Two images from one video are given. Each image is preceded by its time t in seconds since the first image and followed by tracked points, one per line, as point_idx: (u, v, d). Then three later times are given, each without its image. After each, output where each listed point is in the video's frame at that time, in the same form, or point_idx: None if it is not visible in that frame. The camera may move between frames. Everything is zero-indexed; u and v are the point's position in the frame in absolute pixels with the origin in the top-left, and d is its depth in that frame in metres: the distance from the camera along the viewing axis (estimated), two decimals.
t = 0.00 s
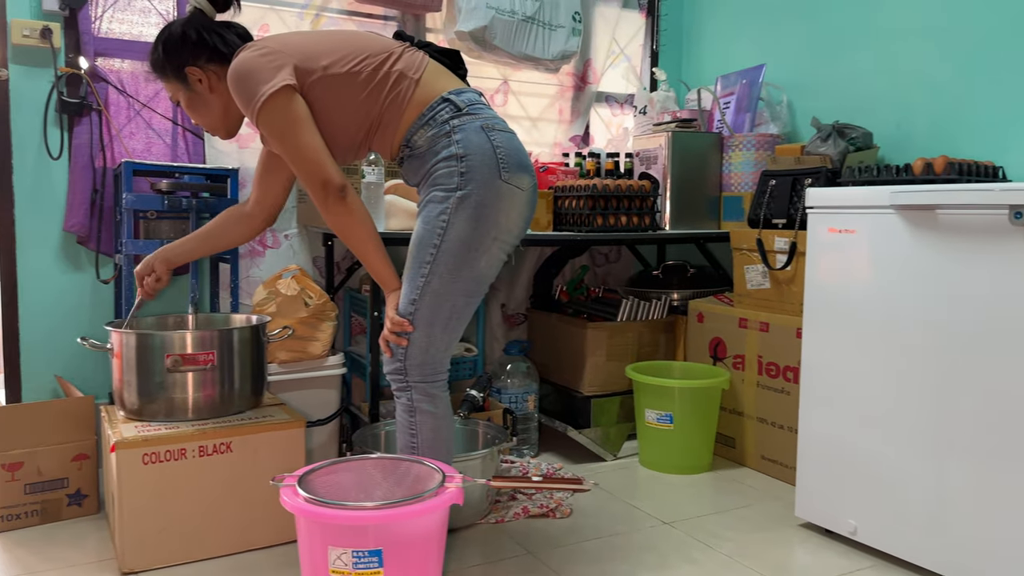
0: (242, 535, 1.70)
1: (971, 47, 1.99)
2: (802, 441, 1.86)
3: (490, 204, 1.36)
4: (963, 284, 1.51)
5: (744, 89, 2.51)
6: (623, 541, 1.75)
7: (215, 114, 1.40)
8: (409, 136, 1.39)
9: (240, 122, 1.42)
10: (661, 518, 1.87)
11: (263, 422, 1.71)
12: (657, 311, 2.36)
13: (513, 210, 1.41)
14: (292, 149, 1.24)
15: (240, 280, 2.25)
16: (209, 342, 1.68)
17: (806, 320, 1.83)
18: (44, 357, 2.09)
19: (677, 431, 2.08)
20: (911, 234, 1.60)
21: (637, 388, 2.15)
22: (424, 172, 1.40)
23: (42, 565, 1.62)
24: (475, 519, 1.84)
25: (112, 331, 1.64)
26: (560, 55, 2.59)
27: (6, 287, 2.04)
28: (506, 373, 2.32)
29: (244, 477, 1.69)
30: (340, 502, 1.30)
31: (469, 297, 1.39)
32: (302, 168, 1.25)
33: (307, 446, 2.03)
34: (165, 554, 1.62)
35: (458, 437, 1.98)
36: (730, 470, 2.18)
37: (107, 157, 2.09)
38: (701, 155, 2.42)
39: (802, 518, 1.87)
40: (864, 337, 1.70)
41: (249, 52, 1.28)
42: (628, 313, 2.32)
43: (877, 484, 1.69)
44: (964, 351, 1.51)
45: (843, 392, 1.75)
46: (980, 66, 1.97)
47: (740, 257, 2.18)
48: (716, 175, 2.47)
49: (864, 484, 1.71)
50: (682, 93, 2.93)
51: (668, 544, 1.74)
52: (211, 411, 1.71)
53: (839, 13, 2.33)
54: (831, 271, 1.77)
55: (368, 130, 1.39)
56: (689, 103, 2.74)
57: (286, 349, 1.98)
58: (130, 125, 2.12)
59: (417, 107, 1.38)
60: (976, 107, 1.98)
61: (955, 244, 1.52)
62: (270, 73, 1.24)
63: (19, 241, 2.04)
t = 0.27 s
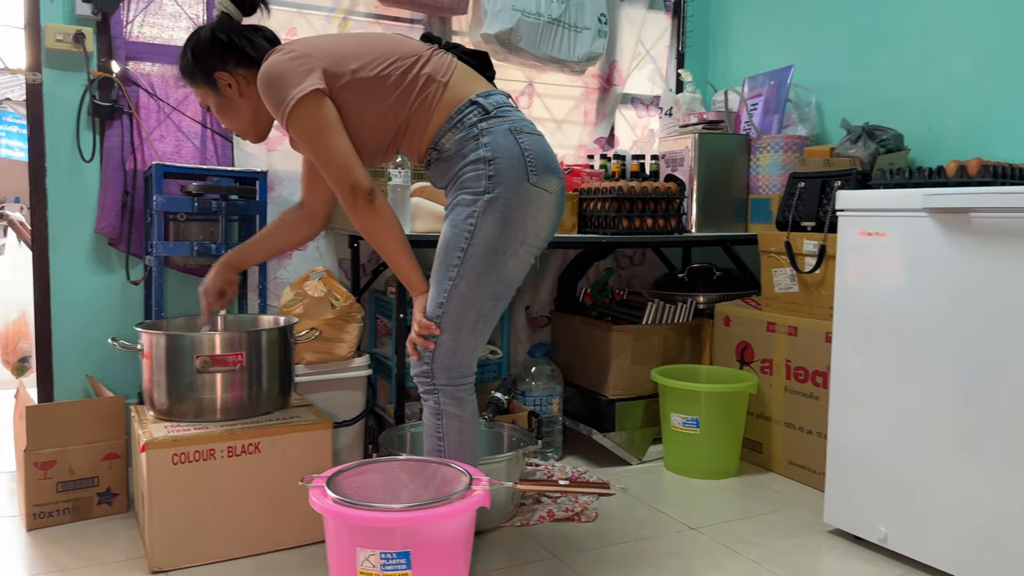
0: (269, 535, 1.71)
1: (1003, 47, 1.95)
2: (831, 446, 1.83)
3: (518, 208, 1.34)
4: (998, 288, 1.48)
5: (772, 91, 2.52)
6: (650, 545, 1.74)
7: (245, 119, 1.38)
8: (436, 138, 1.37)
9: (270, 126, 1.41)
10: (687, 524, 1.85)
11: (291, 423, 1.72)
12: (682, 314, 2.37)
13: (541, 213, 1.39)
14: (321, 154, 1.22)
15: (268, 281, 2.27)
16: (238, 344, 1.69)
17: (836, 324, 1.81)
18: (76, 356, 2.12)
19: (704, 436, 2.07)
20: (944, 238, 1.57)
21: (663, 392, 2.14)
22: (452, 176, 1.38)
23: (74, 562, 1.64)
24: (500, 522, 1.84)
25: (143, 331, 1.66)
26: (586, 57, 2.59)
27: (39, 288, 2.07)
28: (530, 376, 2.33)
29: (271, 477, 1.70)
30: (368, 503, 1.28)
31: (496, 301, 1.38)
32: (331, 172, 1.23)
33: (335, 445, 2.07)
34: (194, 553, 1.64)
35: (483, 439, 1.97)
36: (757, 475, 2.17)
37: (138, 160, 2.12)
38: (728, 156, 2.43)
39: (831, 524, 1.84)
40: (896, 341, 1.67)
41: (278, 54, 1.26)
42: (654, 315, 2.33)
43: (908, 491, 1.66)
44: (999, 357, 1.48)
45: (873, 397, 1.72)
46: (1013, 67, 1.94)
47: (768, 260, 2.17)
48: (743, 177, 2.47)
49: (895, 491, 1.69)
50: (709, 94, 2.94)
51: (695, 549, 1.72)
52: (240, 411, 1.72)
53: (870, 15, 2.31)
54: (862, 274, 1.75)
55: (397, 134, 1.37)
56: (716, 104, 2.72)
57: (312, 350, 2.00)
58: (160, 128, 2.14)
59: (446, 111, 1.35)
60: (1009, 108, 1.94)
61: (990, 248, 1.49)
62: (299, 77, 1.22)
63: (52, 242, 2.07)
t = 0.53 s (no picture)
0: (294, 536, 1.71)
1: None
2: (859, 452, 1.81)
3: (544, 212, 1.28)
4: None
5: (798, 93, 2.50)
6: (675, 551, 1.73)
7: (276, 125, 1.39)
8: (462, 141, 1.32)
9: (301, 132, 1.41)
10: (713, 530, 1.84)
11: (316, 424, 1.73)
12: (707, 318, 2.37)
13: (567, 218, 1.33)
14: (348, 159, 1.17)
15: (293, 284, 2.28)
16: (265, 346, 1.71)
17: (865, 329, 1.78)
18: (104, 357, 2.15)
19: (728, 440, 2.06)
20: (976, 242, 1.54)
21: (688, 397, 2.13)
22: (477, 179, 1.32)
23: (102, 561, 1.66)
24: (524, 525, 1.83)
25: (171, 333, 1.67)
26: (610, 59, 2.58)
27: (69, 289, 2.10)
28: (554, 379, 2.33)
29: (297, 478, 1.70)
30: (395, 504, 1.23)
31: (521, 306, 1.32)
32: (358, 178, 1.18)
33: (360, 447, 2.07)
34: (220, 554, 1.65)
35: (507, 443, 1.97)
36: (783, 481, 2.15)
37: (166, 163, 2.14)
38: (754, 158, 2.43)
39: (859, 531, 1.81)
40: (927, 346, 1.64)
41: (304, 58, 1.22)
42: (678, 319, 2.33)
43: (939, 499, 1.63)
44: None
45: (902, 403, 1.69)
46: None
47: (795, 264, 2.16)
48: (769, 180, 2.47)
49: (925, 498, 1.66)
50: (734, 96, 2.94)
51: (722, 556, 1.70)
52: (267, 413, 1.73)
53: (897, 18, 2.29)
54: (890, 278, 1.72)
55: (423, 138, 1.32)
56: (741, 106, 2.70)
57: (338, 353, 2.00)
58: (187, 131, 2.16)
59: (472, 115, 1.30)
60: None
61: None
62: (326, 80, 1.17)
63: (81, 244, 2.10)
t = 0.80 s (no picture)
0: (317, 540, 1.72)
1: None
2: (884, 459, 1.78)
3: (567, 218, 1.27)
4: None
5: (822, 96, 2.48)
6: (697, 558, 1.71)
7: (304, 131, 1.40)
8: (486, 146, 1.32)
9: (328, 137, 1.42)
10: (735, 537, 1.82)
11: (339, 428, 1.74)
12: (728, 323, 2.32)
13: (591, 224, 1.32)
14: (374, 164, 1.18)
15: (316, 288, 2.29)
16: (289, 349, 1.71)
17: (891, 334, 1.76)
18: (129, 359, 2.17)
19: (751, 445, 2.05)
20: (1005, 247, 1.52)
21: (709, 402, 2.12)
22: (501, 184, 1.32)
23: (128, 562, 1.68)
24: (546, 530, 1.83)
25: (197, 336, 1.68)
26: (631, 62, 2.58)
27: (95, 292, 2.13)
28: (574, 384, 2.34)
29: (320, 482, 1.71)
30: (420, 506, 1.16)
31: (544, 311, 1.31)
32: (382, 183, 1.18)
33: (383, 451, 2.07)
34: (244, 556, 1.66)
35: (528, 446, 1.97)
36: (806, 487, 2.13)
37: (190, 167, 2.16)
38: (777, 161, 2.44)
39: (884, 539, 1.79)
40: (954, 353, 1.61)
41: (331, 64, 1.23)
42: (699, 324, 2.30)
43: (967, 507, 1.60)
44: None
45: (929, 410, 1.67)
46: None
47: (818, 268, 2.14)
48: (793, 184, 2.48)
49: (952, 506, 1.63)
50: (756, 100, 2.93)
51: (744, 562, 1.69)
52: (290, 416, 1.74)
53: (924, 21, 2.26)
54: (917, 283, 1.70)
55: (448, 143, 1.32)
56: (763, 109, 2.69)
57: (359, 356, 2.03)
58: (211, 136, 2.18)
59: (496, 120, 1.30)
60: None
61: None
62: (353, 86, 1.18)
63: (107, 248, 2.13)
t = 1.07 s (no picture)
0: (334, 542, 1.73)
1: None
2: (905, 465, 1.75)
3: (587, 221, 1.27)
4: None
5: (840, 99, 2.48)
6: (714, 563, 1.70)
7: (325, 138, 1.40)
8: (506, 150, 1.32)
9: (350, 141, 1.41)
10: (754, 542, 1.81)
11: (357, 431, 1.74)
12: (747, 327, 2.35)
13: (611, 228, 1.31)
14: (395, 168, 1.18)
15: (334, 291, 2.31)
16: (308, 352, 1.72)
17: (913, 339, 1.72)
18: (148, 362, 2.19)
19: (769, 450, 2.03)
20: None
21: (727, 406, 2.11)
22: (521, 188, 1.32)
23: (148, 563, 1.69)
24: (563, 534, 1.82)
25: (216, 339, 1.69)
26: (648, 65, 2.58)
27: (115, 295, 2.15)
28: (591, 387, 2.34)
29: (338, 484, 1.72)
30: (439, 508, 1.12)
31: (563, 315, 1.31)
32: (404, 188, 1.18)
33: (400, 453, 2.08)
34: (263, 557, 1.66)
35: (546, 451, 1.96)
36: (825, 493, 2.11)
37: (210, 172, 2.18)
38: (796, 164, 2.43)
39: (905, 546, 1.76)
40: (974, 357, 1.58)
41: (353, 69, 1.23)
42: (717, 328, 2.30)
43: (989, 516, 1.56)
44: None
45: (951, 417, 1.63)
46: None
47: (837, 272, 2.12)
48: (812, 187, 2.47)
49: (974, 514, 1.59)
50: (774, 102, 2.92)
51: (762, 568, 1.67)
52: (308, 419, 1.75)
53: (946, 23, 2.24)
54: (938, 287, 1.66)
55: (468, 148, 1.32)
56: (781, 112, 2.68)
57: (377, 359, 2.03)
58: (231, 140, 2.20)
59: (516, 125, 1.30)
60: None
61: None
62: (374, 91, 1.18)
63: (128, 251, 2.15)
